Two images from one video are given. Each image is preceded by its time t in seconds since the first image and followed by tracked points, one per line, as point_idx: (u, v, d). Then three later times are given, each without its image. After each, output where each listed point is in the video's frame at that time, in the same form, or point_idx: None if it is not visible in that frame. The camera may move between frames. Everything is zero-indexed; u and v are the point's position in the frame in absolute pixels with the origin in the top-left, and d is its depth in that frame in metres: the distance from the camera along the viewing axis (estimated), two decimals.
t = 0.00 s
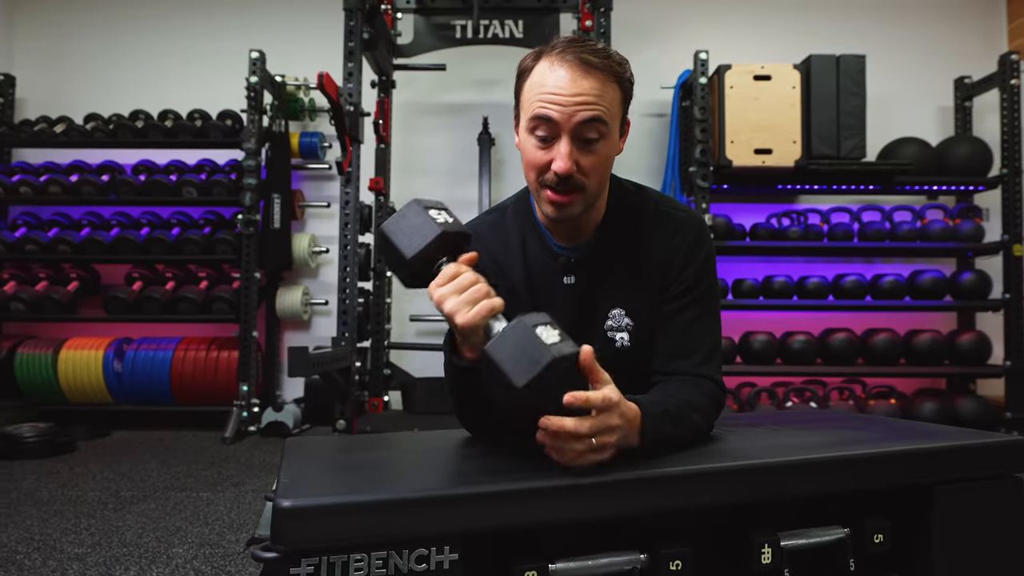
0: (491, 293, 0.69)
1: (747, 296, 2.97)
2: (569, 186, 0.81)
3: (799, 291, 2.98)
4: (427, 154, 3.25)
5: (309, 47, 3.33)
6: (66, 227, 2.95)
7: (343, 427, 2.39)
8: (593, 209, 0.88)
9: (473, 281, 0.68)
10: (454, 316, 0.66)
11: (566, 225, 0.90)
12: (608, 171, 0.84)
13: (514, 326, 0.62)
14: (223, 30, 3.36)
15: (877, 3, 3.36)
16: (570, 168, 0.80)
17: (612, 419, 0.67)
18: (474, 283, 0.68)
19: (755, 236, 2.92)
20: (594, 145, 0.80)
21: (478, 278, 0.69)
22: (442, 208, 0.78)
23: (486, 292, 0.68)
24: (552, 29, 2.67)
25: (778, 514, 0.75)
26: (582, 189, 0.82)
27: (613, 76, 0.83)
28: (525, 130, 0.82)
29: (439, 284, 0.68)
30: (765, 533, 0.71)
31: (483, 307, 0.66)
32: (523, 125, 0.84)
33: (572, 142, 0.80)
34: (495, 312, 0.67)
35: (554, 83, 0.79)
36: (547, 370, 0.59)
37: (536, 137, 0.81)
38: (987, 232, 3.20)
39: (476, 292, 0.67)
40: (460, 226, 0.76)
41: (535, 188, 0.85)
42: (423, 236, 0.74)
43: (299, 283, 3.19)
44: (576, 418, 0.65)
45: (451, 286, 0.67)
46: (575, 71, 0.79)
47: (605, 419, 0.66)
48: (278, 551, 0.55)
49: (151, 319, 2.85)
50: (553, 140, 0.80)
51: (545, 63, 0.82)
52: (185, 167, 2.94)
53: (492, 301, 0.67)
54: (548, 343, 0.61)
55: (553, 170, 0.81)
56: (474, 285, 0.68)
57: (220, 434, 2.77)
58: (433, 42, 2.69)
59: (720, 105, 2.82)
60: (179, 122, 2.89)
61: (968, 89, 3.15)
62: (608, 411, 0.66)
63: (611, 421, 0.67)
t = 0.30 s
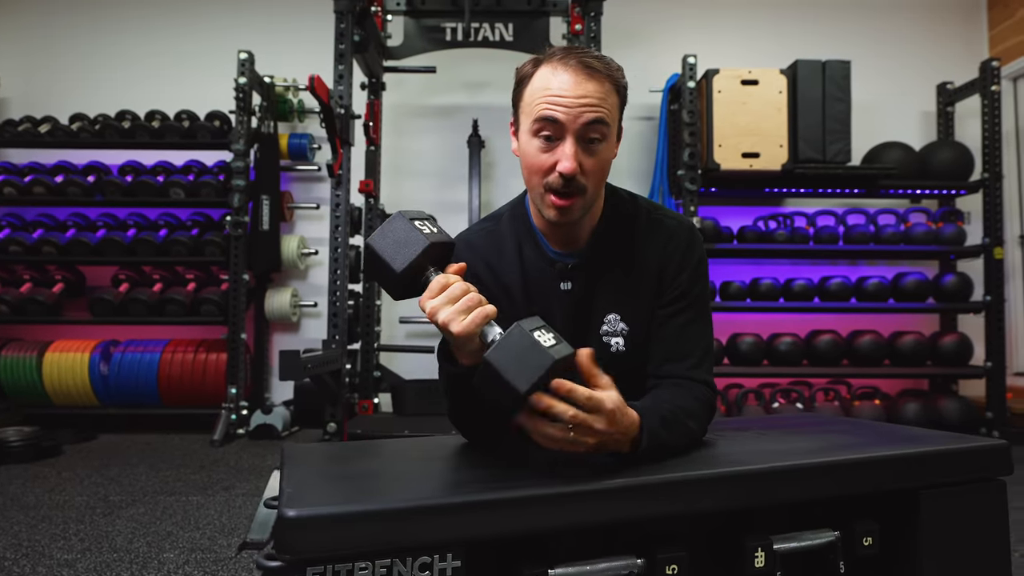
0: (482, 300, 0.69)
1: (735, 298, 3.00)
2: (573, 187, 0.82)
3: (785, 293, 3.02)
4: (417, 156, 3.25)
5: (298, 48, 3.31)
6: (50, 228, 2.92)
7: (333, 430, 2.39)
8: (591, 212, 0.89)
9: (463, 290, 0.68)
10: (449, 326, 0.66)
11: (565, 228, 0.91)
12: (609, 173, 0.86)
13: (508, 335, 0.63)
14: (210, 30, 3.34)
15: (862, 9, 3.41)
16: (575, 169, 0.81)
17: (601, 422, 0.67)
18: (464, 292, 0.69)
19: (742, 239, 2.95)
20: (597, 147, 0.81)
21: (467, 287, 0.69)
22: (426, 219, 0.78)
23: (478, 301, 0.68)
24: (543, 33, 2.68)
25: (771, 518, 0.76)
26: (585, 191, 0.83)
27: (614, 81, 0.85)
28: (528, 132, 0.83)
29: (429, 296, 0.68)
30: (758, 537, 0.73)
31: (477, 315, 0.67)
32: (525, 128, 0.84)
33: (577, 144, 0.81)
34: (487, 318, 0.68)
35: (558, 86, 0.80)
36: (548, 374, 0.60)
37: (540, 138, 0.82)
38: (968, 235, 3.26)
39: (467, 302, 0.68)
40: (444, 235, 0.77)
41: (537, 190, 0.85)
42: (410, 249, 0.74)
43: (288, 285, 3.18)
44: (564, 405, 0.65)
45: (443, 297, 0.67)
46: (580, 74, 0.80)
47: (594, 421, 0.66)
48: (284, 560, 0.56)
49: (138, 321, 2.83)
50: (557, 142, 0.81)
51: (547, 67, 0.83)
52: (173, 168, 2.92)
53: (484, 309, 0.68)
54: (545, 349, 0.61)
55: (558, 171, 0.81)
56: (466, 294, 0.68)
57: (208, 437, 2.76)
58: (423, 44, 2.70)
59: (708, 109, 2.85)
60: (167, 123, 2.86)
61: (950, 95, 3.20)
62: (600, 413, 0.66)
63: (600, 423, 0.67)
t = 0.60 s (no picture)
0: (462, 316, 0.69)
1: (726, 300, 3.02)
2: (575, 195, 0.82)
3: (776, 295, 3.04)
4: (409, 157, 3.25)
5: (289, 48, 3.30)
6: (38, 229, 2.89)
7: (326, 433, 2.39)
8: (589, 224, 0.89)
9: (442, 315, 0.68)
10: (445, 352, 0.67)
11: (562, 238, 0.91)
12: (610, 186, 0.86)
13: (507, 333, 0.64)
14: (200, 30, 3.32)
15: (851, 13, 3.44)
16: (578, 178, 0.81)
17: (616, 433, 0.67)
18: (443, 317, 0.68)
19: (733, 241, 2.97)
20: (601, 158, 0.82)
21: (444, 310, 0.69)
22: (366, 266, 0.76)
23: (459, 319, 0.68)
24: (536, 36, 2.69)
25: (768, 523, 0.77)
26: (586, 201, 0.83)
27: (620, 97, 0.86)
28: (533, 139, 0.84)
29: (412, 334, 0.68)
30: (755, 541, 0.74)
31: (463, 334, 0.67)
32: (530, 135, 0.85)
33: (581, 153, 0.81)
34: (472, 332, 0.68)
35: (566, 96, 0.82)
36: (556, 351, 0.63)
37: (545, 145, 0.82)
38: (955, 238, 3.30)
39: (452, 324, 0.67)
40: (396, 272, 0.75)
41: (538, 197, 0.85)
42: (371, 300, 0.72)
43: (279, 287, 3.17)
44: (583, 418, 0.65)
45: (425, 330, 0.67)
46: (588, 86, 0.82)
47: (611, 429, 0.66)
48: (288, 570, 0.56)
49: (128, 323, 2.81)
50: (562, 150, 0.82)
51: (555, 77, 0.85)
52: (163, 169, 2.90)
53: (468, 324, 0.67)
54: (540, 331, 0.64)
55: (561, 179, 0.82)
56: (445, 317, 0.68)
57: (199, 440, 2.74)
58: (416, 46, 2.70)
59: (700, 112, 2.86)
60: (157, 124, 2.85)
61: (937, 99, 3.24)
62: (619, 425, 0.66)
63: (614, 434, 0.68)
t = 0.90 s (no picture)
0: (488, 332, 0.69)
1: (717, 301, 3.03)
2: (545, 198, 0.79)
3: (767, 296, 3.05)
4: (401, 158, 3.25)
5: (282, 49, 3.29)
6: (28, 230, 2.87)
7: (318, 434, 2.38)
8: (572, 224, 0.86)
9: (471, 327, 0.68)
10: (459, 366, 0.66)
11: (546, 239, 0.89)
12: (587, 183, 0.82)
13: (525, 374, 0.64)
14: (192, 30, 3.31)
15: (841, 16, 3.46)
16: (545, 179, 0.78)
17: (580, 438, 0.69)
18: (471, 328, 0.68)
19: (725, 242, 2.99)
20: (566, 157, 0.78)
21: (474, 322, 0.69)
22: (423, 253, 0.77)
23: (486, 337, 0.68)
24: (528, 37, 2.70)
25: (758, 525, 0.78)
26: (558, 202, 0.80)
27: (588, 92, 0.82)
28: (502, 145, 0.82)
29: (436, 334, 0.68)
30: (746, 543, 0.74)
31: (486, 353, 0.67)
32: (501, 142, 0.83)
33: (545, 154, 0.78)
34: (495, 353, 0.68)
35: (525, 99, 0.79)
36: (566, 411, 0.64)
37: (512, 151, 0.80)
38: (944, 239, 3.33)
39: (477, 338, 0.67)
40: (444, 270, 0.75)
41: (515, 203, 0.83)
42: (412, 288, 0.72)
43: (271, 288, 3.16)
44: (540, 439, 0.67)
45: (450, 336, 0.67)
46: (546, 85, 0.78)
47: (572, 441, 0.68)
48: (283, 573, 0.56)
49: (119, 325, 2.79)
50: (526, 153, 0.79)
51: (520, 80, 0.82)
52: (155, 170, 2.89)
53: (492, 345, 0.68)
54: (558, 387, 0.64)
55: (528, 183, 0.79)
56: (473, 330, 0.68)
57: (191, 441, 2.73)
58: (408, 47, 2.70)
59: (692, 114, 2.88)
60: (148, 124, 2.83)
61: (926, 102, 3.27)
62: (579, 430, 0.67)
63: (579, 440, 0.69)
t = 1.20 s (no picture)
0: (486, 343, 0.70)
1: (708, 302, 3.05)
2: (530, 200, 0.79)
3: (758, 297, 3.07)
4: (393, 159, 3.25)
5: (273, 49, 3.29)
6: (17, 231, 2.85)
7: (309, 435, 2.39)
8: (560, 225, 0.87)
9: (469, 338, 0.68)
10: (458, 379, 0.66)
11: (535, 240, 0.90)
12: (573, 185, 0.82)
13: (521, 389, 0.64)
14: (183, 30, 3.30)
15: (831, 18, 3.48)
16: (529, 180, 0.78)
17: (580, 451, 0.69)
18: (469, 340, 0.68)
19: (716, 244, 3.01)
20: (550, 159, 0.79)
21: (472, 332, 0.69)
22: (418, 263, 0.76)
23: (483, 349, 0.68)
24: (520, 39, 2.71)
25: (742, 526, 0.79)
26: (543, 202, 0.80)
27: (572, 94, 0.82)
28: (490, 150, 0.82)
29: (434, 345, 0.68)
30: (729, 543, 0.75)
31: (483, 365, 0.67)
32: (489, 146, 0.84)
33: (529, 155, 0.78)
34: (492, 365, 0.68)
35: (510, 103, 0.79)
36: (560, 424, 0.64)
37: (498, 154, 0.81)
38: (932, 240, 3.36)
39: (475, 350, 0.68)
40: (442, 280, 0.75)
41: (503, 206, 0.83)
42: (409, 299, 0.71)
43: (263, 288, 3.15)
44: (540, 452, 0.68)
45: (448, 348, 0.67)
46: (531, 89, 0.79)
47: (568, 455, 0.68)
48: None
49: (109, 326, 2.78)
50: (512, 156, 0.79)
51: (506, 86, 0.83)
52: (145, 170, 2.88)
53: (490, 356, 0.68)
54: (553, 401, 0.64)
55: (514, 185, 0.79)
56: (471, 343, 0.68)
57: (181, 443, 2.72)
58: (400, 48, 2.69)
59: (682, 116, 2.89)
60: (138, 124, 2.82)
61: (915, 104, 3.30)
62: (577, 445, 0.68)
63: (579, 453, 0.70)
